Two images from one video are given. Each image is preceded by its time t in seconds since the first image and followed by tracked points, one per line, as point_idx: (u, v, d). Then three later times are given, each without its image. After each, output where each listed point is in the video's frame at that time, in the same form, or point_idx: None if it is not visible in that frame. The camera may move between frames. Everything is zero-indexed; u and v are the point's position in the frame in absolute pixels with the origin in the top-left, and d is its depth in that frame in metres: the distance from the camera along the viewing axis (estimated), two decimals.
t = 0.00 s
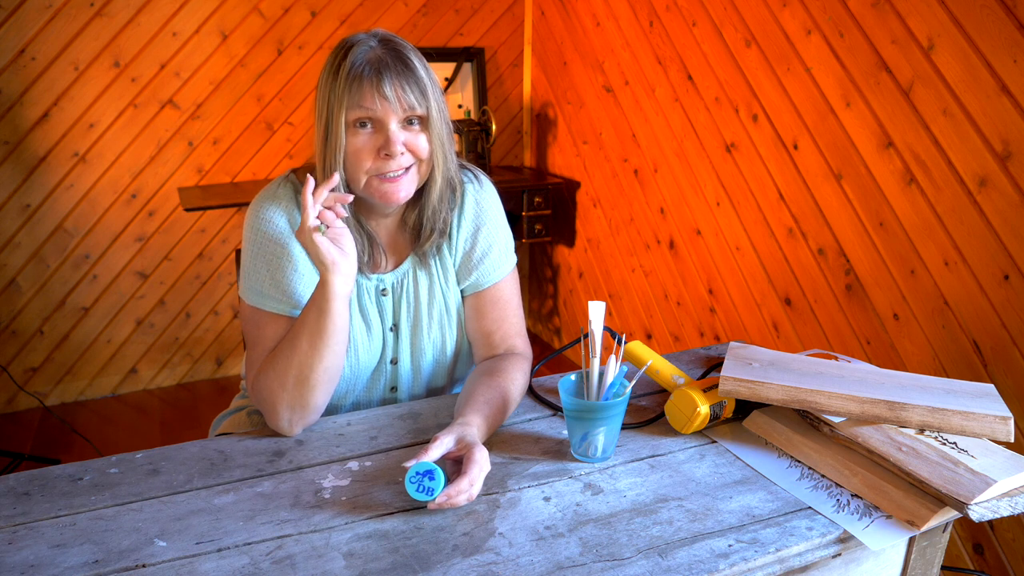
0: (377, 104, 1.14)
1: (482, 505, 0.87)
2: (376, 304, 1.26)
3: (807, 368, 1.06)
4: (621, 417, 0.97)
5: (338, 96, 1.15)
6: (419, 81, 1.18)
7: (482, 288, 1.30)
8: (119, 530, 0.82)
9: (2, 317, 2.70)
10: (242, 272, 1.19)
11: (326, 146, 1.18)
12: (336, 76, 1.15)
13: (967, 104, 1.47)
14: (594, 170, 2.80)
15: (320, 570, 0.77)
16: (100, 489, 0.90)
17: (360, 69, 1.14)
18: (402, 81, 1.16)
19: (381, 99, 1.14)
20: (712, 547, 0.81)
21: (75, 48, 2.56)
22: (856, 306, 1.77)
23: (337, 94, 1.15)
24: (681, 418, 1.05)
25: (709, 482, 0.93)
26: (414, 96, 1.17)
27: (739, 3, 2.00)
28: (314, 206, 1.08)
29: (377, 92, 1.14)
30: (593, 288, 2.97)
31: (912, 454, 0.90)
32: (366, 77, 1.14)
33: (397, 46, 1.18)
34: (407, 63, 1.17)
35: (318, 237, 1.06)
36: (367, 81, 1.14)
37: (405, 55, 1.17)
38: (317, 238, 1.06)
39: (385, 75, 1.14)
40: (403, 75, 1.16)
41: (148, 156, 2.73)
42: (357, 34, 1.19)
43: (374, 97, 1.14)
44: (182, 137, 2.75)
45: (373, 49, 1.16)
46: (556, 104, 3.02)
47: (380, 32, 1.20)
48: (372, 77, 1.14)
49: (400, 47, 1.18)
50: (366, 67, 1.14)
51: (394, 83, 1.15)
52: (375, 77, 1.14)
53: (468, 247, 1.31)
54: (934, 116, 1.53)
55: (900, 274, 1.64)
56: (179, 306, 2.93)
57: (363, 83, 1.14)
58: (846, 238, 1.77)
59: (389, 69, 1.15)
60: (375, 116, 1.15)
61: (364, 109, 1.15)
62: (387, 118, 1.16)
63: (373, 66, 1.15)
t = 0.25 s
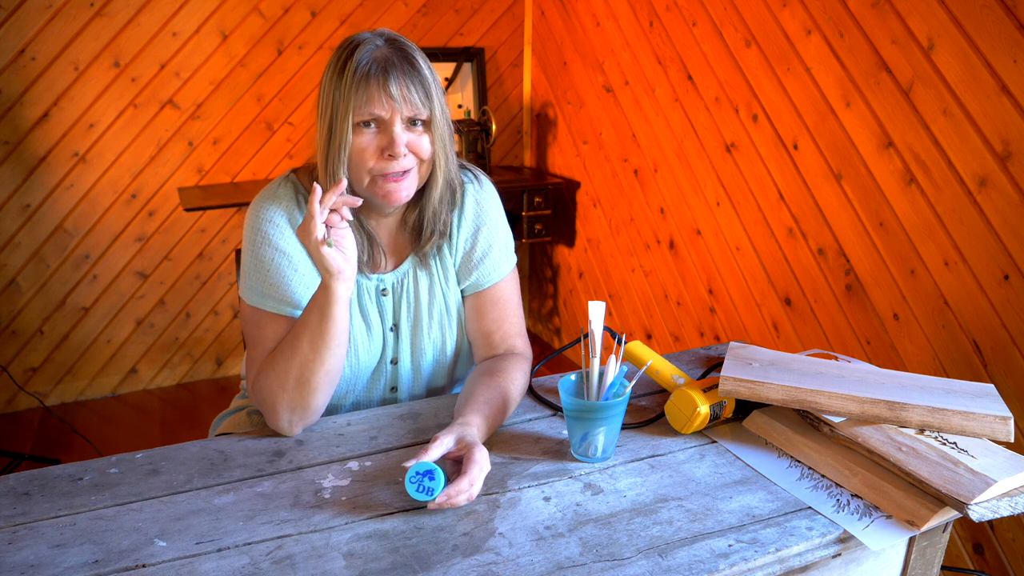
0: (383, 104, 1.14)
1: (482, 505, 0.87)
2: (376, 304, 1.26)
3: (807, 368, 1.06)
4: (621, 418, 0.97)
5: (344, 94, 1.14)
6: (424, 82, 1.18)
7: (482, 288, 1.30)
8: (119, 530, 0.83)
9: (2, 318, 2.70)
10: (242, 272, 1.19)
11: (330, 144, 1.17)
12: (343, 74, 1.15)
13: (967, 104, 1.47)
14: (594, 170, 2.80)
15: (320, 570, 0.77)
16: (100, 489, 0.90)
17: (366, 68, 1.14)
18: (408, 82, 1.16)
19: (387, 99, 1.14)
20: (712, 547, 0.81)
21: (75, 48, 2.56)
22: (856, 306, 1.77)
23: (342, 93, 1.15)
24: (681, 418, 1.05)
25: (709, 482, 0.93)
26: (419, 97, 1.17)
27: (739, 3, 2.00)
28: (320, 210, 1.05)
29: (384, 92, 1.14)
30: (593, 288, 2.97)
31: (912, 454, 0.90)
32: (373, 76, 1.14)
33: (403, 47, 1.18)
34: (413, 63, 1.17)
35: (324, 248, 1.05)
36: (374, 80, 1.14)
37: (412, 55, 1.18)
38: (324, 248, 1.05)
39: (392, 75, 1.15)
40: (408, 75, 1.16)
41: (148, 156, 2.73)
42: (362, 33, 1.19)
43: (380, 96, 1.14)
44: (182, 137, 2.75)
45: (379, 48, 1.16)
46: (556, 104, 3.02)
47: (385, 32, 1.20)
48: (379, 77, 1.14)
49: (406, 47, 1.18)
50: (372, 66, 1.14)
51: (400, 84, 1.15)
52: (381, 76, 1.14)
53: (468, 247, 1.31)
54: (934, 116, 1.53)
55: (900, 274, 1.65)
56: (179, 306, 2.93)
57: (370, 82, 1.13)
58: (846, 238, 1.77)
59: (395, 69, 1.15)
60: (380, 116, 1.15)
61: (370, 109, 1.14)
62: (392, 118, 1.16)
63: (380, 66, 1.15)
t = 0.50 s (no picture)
0: (383, 104, 1.15)
1: (482, 505, 0.87)
2: (376, 304, 1.26)
3: (807, 368, 1.06)
4: (622, 418, 0.97)
5: (345, 94, 1.14)
6: (425, 83, 1.18)
7: (482, 288, 1.30)
8: (119, 530, 0.82)
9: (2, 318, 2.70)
10: (242, 272, 1.19)
11: (330, 144, 1.17)
12: (344, 74, 1.15)
13: (967, 104, 1.47)
14: (594, 170, 2.80)
15: (320, 570, 0.77)
16: (100, 489, 0.90)
17: (367, 68, 1.14)
18: (409, 82, 1.16)
19: (388, 99, 1.14)
20: (712, 547, 0.81)
21: (75, 48, 2.56)
22: (856, 306, 1.77)
23: (343, 93, 1.15)
24: (681, 418, 1.05)
25: (709, 482, 0.93)
26: (420, 98, 1.17)
27: (739, 3, 2.00)
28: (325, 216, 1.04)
29: (384, 92, 1.14)
30: (593, 288, 2.97)
31: (912, 454, 0.90)
32: (374, 77, 1.14)
33: (404, 47, 1.18)
34: (414, 64, 1.17)
35: (327, 252, 1.04)
36: (375, 80, 1.14)
37: (413, 56, 1.18)
38: (326, 252, 1.04)
39: (393, 76, 1.15)
40: (410, 76, 1.16)
41: (148, 156, 2.73)
42: (364, 33, 1.19)
43: (381, 96, 1.14)
44: (182, 137, 2.75)
45: (381, 48, 1.16)
46: (556, 104, 3.02)
47: (387, 33, 1.20)
48: (380, 77, 1.14)
49: (407, 48, 1.18)
50: (373, 67, 1.14)
51: (401, 84, 1.15)
52: (382, 77, 1.14)
53: (468, 247, 1.31)
54: (934, 116, 1.53)
55: (900, 274, 1.64)
56: (179, 306, 2.93)
57: (371, 83, 1.14)
58: (846, 238, 1.77)
59: (396, 69, 1.15)
60: (381, 116, 1.15)
61: (370, 109, 1.14)
62: (393, 118, 1.16)
63: (381, 66, 1.15)
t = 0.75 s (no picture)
0: (383, 104, 1.15)
1: (482, 505, 0.87)
2: (376, 304, 1.26)
3: (807, 368, 1.06)
4: (621, 418, 0.97)
5: (345, 94, 1.14)
6: (425, 83, 1.18)
7: (482, 288, 1.30)
8: (119, 530, 0.82)
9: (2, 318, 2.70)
10: (242, 272, 1.19)
11: (330, 144, 1.17)
12: (344, 74, 1.15)
13: (967, 104, 1.47)
14: (594, 170, 2.80)
15: (320, 570, 0.77)
16: (100, 489, 0.90)
17: (368, 68, 1.14)
18: (409, 82, 1.16)
19: (388, 99, 1.14)
20: (712, 547, 0.81)
21: (75, 48, 2.56)
22: (856, 306, 1.77)
23: (343, 92, 1.15)
24: (681, 418, 1.05)
25: (709, 482, 0.93)
26: (420, 98, 1.17)
27: (739, 3, 2.00)
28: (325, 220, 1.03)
29: (384, 92, 1.14)
30: (593, 288, 2.97)
31: (912, 454, 0.90)
32: (374, 77, 1.14)
33: (405, 47, 1.18)
34: (415, 64, 1.17)
35: (325, 251, 1.04)
36: (375, 80, 1.14)
37: (413, 56, 1.18)
38: (324, 251, 1.04)
39: (393, 75, 1.14)
40: (410, 76, 1.16)
41: (148, 156, 2.73)
42: (364, 32, 1.18)
43: (381, 96, 1.14)
44: (182, 137, 2.75)
45: (381, 48, 1.16)
46: (556, 104, 3.02)
47: (387, 32, 1.20)
48: (380, 77, 1.14)
49: (408, 48, 1.18)
50: (373, 67, 1.14)
51: (401, 84, 1.15)
52: (382, 77, 1.14)
53: (468, 247, 1.31)
54: (934, 116, 1.53)
55: (900, 274, 1.64)
56: (179, 306, 2.93)
57: (371, 82, 1.13)
58: (846, 238, 1.77)
59: (397, 69, 1.15)
60: (381, 116, 1.15)
61: (370, 108, 1.14)
62: (392, 118, 1.16)
63: (381, 66, 1.14)
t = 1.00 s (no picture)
0: (384, 101, 1.15)
1: (482, 505, 0.87)
2: (376, 304, 1.26)
3: (807, 368, 1.06)
4: (621, 417, 0.97)
5: (345, 92, 1.14)
6: (425, 80, 1.18)
7: (482, 288, 1.30)
8: (119, 530, 0.82)
9: (2, 318, 2.70)
10: (242, 272, 1.19)
11: (331, 143, 1.17)
12: (344, 72, 1.15)
13: (967, 104, 1.47)
14: (594, 170, 2.80)
15: (320, 570, 0.77)
16: (100, 489, 0.90)
17: (368, 65, 1.14)
18: (409, 79, 1.16)
19: (388, 97, 1.15)
20: (712, 547, 0.81)
21: (75, 48, 2.56)
22: (856, 306, 1.77)
23: (343, 90, 1.15)
24: (681, 418, 1.05)
25: (709, 482, 0.93)
26: (420, 95, 1.17)
27: (739, 3, 2.00)
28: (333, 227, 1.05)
29: (385, 89, 1.14)
30: (593, 288, 2.97)
31: (912, 454, 0.90)
32: (374, 74, 1.14)
33: (404, 45, 1.18)
34: (415, 62, 1.17)
35: (329, 248, 1.05)
36: (375, 77, 1.14)
37: (413, 54, 1.18)
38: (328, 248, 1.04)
39: (394, 73, 1.15)
40: (410, 73, 1.16)
41: (148, 156, 2.73)
42: (364, 31, 1.18)
43: (381, 94, 1.14)
44: (182, 137, 2.75)
45: (381, 46, 1.16)
46: (556, 104, 3.02)
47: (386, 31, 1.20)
48: (380, 75, 1.14)
49: (408, 46, 1.19)
50: (374, 64, 1.14)
51: (401, 81, 1.15)
52: (383, 74, 1.14)
53: (468, 247, 1.31)
54: (934, 116, 1.53)
55: (900, 274, 1.64)
56: (179, 306, 2.93)
57: (371, 80, 1.13)
58: (846, 238, 1.77)
59: (397, 67, 1.15)
60: (381, 114, 1.15)
61: (371, 106, 1.14)
62: (393, 116, 1.16)
63: (381, 63, 1.15)
